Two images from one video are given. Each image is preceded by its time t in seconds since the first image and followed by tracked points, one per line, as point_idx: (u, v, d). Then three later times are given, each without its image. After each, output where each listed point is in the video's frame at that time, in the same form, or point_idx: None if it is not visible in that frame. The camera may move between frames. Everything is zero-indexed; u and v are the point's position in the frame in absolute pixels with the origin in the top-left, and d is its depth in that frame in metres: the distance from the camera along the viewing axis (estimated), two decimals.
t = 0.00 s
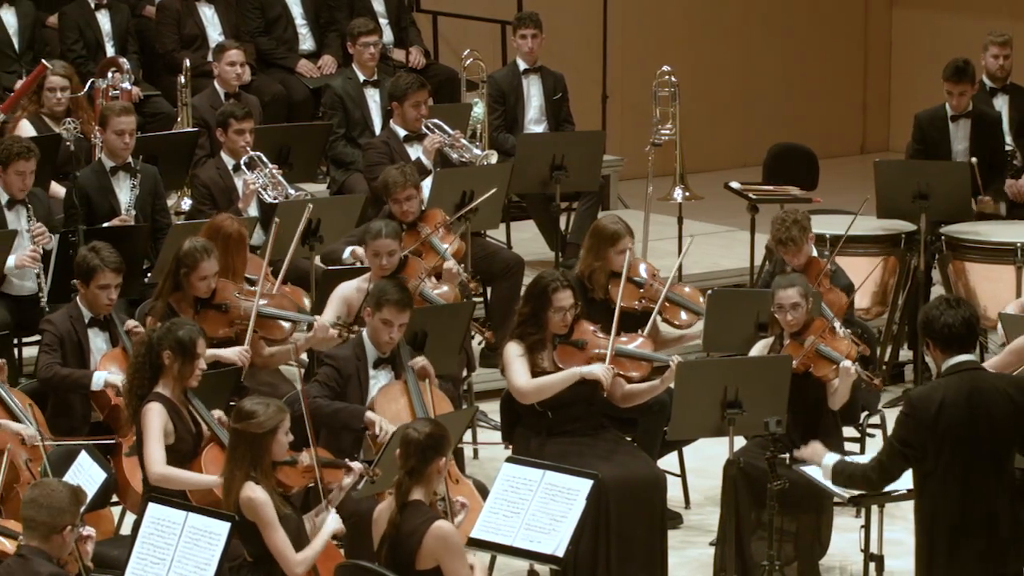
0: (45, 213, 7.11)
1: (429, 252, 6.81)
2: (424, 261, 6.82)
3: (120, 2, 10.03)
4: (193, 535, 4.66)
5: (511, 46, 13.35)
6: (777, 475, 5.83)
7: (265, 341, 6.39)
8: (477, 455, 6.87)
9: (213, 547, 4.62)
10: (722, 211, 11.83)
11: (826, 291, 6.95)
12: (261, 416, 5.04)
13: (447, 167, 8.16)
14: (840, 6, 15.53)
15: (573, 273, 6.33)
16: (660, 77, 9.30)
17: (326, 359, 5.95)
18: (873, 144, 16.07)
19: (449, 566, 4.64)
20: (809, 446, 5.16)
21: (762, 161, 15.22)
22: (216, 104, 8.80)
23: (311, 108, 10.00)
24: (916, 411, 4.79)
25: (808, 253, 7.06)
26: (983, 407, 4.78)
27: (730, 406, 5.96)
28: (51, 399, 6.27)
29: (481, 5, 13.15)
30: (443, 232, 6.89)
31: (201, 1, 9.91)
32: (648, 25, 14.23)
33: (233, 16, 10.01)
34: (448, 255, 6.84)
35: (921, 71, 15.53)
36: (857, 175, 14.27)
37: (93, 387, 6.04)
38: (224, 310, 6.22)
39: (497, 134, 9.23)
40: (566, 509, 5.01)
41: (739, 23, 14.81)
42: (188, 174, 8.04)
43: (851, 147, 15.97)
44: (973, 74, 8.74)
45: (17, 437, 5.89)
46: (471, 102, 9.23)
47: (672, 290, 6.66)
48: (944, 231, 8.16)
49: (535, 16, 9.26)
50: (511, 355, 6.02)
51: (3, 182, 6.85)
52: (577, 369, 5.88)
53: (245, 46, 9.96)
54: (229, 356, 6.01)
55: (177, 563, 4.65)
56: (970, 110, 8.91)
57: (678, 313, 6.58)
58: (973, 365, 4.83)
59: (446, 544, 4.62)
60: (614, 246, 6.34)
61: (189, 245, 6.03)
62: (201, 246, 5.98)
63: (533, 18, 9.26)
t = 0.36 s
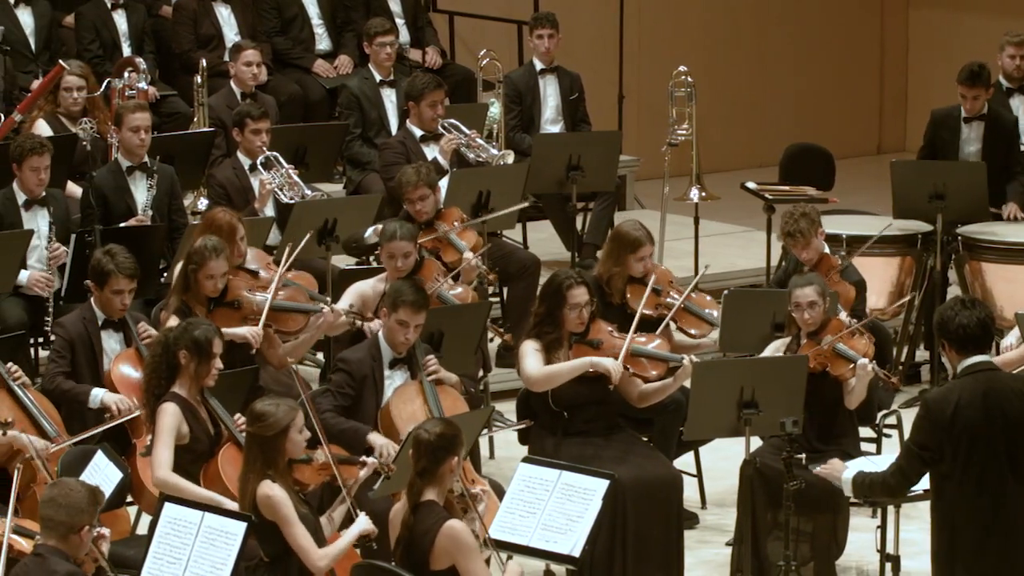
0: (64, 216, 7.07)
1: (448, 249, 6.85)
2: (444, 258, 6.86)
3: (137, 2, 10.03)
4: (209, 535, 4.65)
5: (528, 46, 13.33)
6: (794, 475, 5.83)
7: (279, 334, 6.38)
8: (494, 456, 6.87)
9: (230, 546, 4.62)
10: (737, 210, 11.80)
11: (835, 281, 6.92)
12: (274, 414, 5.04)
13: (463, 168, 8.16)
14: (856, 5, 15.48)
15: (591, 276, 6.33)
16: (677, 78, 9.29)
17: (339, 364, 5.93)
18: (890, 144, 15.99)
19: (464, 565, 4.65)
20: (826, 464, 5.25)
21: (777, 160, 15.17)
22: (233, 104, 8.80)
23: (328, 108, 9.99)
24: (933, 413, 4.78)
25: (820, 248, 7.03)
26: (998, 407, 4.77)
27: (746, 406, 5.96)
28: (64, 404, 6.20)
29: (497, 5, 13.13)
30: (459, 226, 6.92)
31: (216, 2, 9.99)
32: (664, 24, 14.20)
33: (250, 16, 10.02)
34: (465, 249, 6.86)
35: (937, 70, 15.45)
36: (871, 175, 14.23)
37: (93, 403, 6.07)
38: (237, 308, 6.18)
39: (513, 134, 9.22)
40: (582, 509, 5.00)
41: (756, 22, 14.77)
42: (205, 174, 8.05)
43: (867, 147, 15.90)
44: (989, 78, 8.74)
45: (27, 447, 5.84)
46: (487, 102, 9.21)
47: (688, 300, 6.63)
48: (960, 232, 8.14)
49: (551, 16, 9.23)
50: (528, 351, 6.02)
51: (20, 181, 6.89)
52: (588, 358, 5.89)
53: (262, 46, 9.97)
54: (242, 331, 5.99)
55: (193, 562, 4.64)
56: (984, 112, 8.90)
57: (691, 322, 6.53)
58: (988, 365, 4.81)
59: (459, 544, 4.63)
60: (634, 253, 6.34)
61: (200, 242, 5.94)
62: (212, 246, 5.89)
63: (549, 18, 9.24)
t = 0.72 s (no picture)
0: (80, 215, 7.09)
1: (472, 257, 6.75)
2: (467, 264, 6.79)
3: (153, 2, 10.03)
4: (225, 535, 4.65)
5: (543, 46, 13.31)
6: (808, 475, 5.84)
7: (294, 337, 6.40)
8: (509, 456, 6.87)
9: (245, 547, 4.62)
10: (751, 210, 11.80)
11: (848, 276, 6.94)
12: (291, 412, 5.03)
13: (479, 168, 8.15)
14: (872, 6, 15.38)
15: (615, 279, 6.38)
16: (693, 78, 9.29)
17: (359, 366, 5.93)
18: (906, 145, 15.85)
19: (481, 563, 4.65)
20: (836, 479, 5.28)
21: (793, 161, 15.06)
22: (248, 104, 8.81)
23: (344, 108, 9.99)
24: (947, 408, 4.77)
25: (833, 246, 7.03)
26: (1012, 404, 4.77)
27: (762, 406, 5.95)
28: (86, 399, 6.20)
29: (511, 5, 13.11)
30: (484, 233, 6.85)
31: (232, 2, 10.02)
32: (679, 24, 14.13)
33: (266, 16, 10.02)
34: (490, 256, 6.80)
35: (949, 71, 15.42)
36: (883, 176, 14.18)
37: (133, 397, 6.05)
38: (253, 308, 6.17)
39: (529, 134, 9.22)
40: (598, 509, 5.00)
41: (771, 22, 14.70)
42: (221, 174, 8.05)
43: (883, 149, 15.77)
44: (999, 78, 8.78)
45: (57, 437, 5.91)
46: (503, 102, 9.21)
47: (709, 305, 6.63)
48: (977, 231, 8.10)
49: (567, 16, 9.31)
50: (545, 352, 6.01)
51: (35, 178, 6.91)
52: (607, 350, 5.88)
53: (278, 46, 9.97)
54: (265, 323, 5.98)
55: (208, 562, 4.64)
56: (996, 113, 8.89)
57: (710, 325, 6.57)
58: (1004, 364, 4.80)
59: (474, 543, 4.62)
60: (657, 257, 6.36)
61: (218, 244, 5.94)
62: (230, 247, 5.88)
63: (564, 18, 9.23)
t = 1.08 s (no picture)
0: (94, 215, 7.10)
1: (490, 259, 6.78)
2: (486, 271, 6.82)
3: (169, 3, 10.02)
4: (241, 535, 4.64)
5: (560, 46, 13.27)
6: (824, 475, 5.85)
7: (312, 340, 6.39)
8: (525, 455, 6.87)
9: (261, 546, 4.61)
10: (770, 210, 11.74)
11: (868, 270, 7.10)
12: (306, 409, 5.02)
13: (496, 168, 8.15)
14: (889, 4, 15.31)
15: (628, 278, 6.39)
16: (709, 78, 9.29)
17: (381, 365, 5.93)
18: (921, 145, 15.79)
19: (502, 560, 4.65)
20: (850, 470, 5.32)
21: (808, 160, 15.00)
22: (264, 104, 8.82)
23: (360, 108, 9.98)
24: (962, 402, 4.86)
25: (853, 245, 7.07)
26: None
27: (779, 406, 5.95)
28: (105, 396, 6.23)
29: (528, 5, 13.08)
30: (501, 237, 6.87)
31: (249, 2, 9.96)
32: (694, 24, 14.04)
33: (282, 16, 10.03)
34: (509, 262, 6.83)
35: (962, 71, 15.40)
36: (898, 176, 14.12)
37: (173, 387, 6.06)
38: (273, 311, 6.20)
39: (545, 134, 9.21)
40: (613, 509, 5.00)
41: (787, 22, 14.61)
42: (237, 174, 8.05)
43: (899, 149, 15.70)
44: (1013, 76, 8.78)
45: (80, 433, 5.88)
46: (519, 101, 9.20)
47: (723, 299, 6.67)
48: (994, 232, 8.10)
49: (583, 16, 9.22)
50: (562, 354, 6.01)
51: (50, 178, 6.91)
52: (628, 354, 5.87)
53: (294, 47, 9.98)
54: (288, 325, 6.03)
55: (224, 562, 4.63)
56: (1010, 112, 8.90)
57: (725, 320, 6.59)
58: (1018, 360, 4.89)
59: (500, 539, 4.62)
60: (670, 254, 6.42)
61: (236, 250, 5.98)
62: (249, 252, 5.93)
63: (581, 18, 9.22)
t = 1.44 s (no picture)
0: (110, 212, 7.09)
1: (500, 254, 6.78)
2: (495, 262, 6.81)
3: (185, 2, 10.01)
4: (257, 536, 4.63)
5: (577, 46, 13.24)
6: (839, 476, 5.83)
7: (327, 337, 6.37)
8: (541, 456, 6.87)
9: (277, 547, 4.60)
10: (785, 210, 11.72)
11: (891, 266, 7.10)
12: (321, 409, 5.00)
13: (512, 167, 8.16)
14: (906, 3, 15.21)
15: (640, 274, 6.33)
16: (726, 78, 9.29)
17: (390, 357, 5.94)
18: (937, 145, 15.70)
19: (512, 565, 4.61)
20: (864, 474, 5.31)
21: (826, 160, 14.90)
22: (281, 104, 8.83)
23: (376, 108, 9.98)
24: (981, 411, 4.77)
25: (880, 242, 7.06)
26: None
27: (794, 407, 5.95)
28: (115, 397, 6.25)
29: (544, 5, 13.06)
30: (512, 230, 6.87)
31: (265, 2, 9.97)
32: (711, 23, 13.94)
33: (298, 16, 10.04)
34: (518, 253, 6.82)
35: (977, 71, 15.36)
36: (911, 177, 14.06)
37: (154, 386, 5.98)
38: (289, 307, 6.22)
39: (561, 134, 9.21)
40: (630, 509, 4.99)
41: (804, 21, 14.52)
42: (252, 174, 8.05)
43: (916, 149, 15.61)
44: None
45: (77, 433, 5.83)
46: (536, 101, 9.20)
47: (736, 293, 6.65)
48: (1011, 233, 8.07)
49: (599, 16, 9.22)
50: (575, 354, 6.01)
51: (64, 178, 6.90)
52: (638, 371, 5.87)
53: (310, 47, 9.98)
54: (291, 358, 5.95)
55: (240, 562, 4.62)
56: None
57: (742, 315, 6.59)
58: None
59: (509, 543, 4.59)
60: (680, 249, 6.34)
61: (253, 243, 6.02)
62: (266, 244, 5.97)
63: (597, 17, 9.24)
